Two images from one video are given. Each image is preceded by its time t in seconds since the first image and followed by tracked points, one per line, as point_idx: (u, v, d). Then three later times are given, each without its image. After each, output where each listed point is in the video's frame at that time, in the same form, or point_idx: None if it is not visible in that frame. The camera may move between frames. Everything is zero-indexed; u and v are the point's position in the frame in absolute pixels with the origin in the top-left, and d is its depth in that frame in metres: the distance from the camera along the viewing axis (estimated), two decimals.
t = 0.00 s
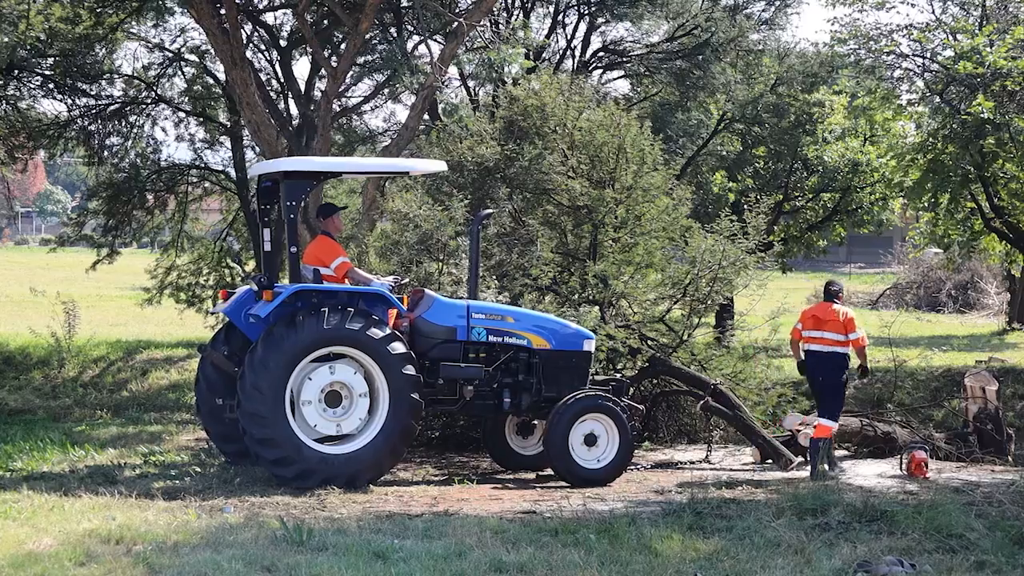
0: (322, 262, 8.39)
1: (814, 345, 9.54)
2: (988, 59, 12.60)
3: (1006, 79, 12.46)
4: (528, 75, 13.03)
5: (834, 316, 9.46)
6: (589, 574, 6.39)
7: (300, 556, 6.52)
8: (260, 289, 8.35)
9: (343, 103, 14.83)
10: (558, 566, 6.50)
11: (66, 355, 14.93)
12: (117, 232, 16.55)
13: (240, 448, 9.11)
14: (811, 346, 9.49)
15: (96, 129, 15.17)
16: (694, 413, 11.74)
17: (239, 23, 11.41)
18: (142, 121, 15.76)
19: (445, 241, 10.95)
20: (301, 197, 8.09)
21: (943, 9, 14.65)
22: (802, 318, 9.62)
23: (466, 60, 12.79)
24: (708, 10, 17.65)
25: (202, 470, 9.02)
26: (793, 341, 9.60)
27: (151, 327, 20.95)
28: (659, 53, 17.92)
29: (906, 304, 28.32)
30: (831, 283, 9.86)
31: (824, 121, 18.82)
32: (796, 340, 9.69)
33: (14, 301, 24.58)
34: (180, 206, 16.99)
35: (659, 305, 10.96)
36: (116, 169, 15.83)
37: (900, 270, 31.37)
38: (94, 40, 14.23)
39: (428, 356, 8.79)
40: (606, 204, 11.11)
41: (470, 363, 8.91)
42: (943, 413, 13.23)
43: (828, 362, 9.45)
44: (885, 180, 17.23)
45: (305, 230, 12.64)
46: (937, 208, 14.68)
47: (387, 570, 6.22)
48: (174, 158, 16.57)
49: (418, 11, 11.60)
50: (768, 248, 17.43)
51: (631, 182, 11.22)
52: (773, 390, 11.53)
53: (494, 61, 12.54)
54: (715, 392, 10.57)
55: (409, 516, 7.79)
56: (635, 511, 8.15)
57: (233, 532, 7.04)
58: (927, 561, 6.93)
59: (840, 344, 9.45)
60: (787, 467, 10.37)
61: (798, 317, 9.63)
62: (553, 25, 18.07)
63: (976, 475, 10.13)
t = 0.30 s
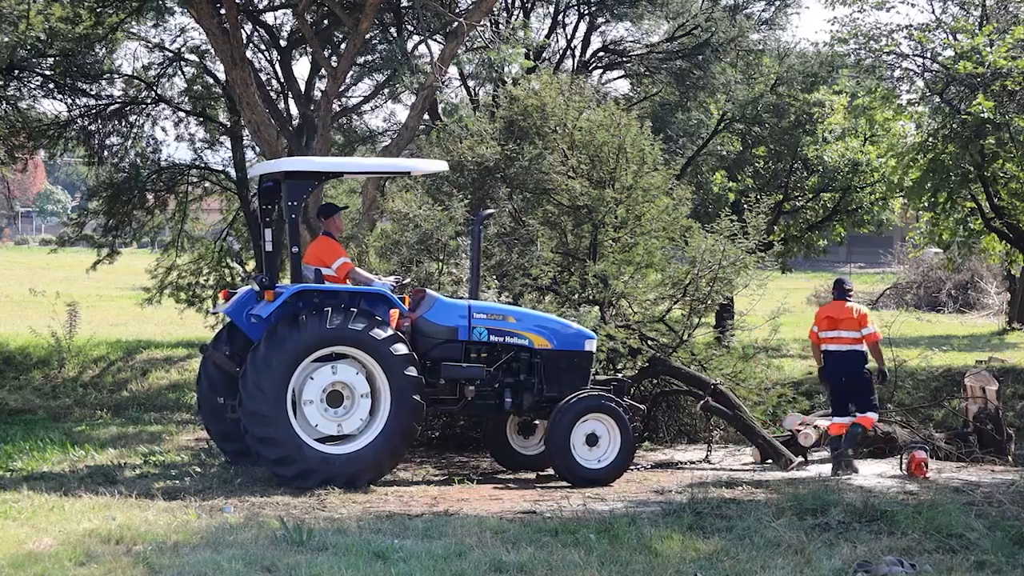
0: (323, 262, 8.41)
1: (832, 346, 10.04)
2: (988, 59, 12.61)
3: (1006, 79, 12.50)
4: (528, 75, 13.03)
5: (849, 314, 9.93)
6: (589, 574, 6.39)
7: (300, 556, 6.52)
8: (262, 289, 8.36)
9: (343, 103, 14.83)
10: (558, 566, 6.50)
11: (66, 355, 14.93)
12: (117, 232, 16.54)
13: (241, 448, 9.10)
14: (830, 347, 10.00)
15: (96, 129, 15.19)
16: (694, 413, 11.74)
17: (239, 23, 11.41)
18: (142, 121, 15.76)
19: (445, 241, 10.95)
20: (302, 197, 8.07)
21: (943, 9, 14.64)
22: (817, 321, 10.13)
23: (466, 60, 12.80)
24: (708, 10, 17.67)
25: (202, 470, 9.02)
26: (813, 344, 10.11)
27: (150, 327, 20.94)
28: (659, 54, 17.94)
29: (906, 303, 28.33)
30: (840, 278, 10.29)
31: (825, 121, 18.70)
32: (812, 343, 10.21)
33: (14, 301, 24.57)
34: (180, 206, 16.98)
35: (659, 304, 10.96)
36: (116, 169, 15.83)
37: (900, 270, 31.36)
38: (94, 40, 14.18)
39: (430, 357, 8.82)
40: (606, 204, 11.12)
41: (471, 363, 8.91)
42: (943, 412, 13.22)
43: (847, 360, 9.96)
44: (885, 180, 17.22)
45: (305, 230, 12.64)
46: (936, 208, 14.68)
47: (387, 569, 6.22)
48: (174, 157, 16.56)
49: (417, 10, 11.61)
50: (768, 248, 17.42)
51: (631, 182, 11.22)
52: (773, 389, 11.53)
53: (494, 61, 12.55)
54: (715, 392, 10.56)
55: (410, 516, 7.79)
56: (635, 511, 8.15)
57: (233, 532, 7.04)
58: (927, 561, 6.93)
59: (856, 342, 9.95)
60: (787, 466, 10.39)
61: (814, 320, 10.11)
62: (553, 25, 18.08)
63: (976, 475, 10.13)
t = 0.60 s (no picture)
0: (324, 262, 8.40)
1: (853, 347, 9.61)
2: (988, 59, 12.55)
3: (1005, 79, 12.53)
4: (527, 75, 13.02)
5: (877, 317, 9.55)
6: (588, 573, 6.39)
7: (299, 556, 6.53)
8: (263, 289, 8.35)
9: (343, 103, 14.83)
10: (557, 566, 6.51)
11: (65, 355, 14.93)
12: (116, 232, 16.53)
13: (241, 447, 9.08)
14: (856, 348, 9.56)
15: (95, 129, 15.28)
16: (693, 413, 11.73)
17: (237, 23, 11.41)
18: (142, 121, 15.78)
19: (444, 241, 10.95)
20: (303, 197, 8.07)
21: (942, 9, 14.63)
22: (839, 321, 9.62)
23: (465, 60, 12.82)
24: (706, 9, 17.68)
25: (201, 470, 9.02)
26: (833, 344, 9.62)
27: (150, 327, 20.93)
28: (659, 54, 18.07)
29: (905, 303, 28.34)
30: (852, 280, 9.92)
31: (823, 121, 18.42)
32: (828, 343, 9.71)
33: (13, 301, 24.56)
34: (180, 206, 16.98)
35: (658, 304, 10.99)
36: (115, 169, 15.83)
37: (900, 270, 31.37)
38: (93, 40, 14.15)
39: (430, 357, 8.81)
40: (605, 204, 11.12)
41: (471, 363, 8.92)
42: (942, 412, 13.22)
43: (874, 361, 9.55)
44: (885, 180, 17.21)
45: (305, 230, 12.64)
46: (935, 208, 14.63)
47: (386, 569, 6.23)
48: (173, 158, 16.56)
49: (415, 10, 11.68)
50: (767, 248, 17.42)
51: (629, 182, 11.23)
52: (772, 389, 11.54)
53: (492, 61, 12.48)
54: (713, 392, 10.52)
55: (408, 515, 7.80)
56: (634, 511, 8.16)
57: (232, 532, 7.04)
58: (926, 561, 6.94)
59: (883, 344, 9.56)
60: (786, 466, 10.41)
61: (837, 320, 9.60)
62: (552, 24, 18.07)
63: (975, 475, 10.15)
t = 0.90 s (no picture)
0: (321, 261, 8.41)
1: (882, 346, 9.73)
2: (988, 59, 12.57)
3: (1006, 79, 12.52)
4: (527, 75, 12.99)
5: (907, 317, 9.74)
6: (588, 573, 6.39)
7: (300, 556, 6.53)
8: (258, 288, 8.41)
9: (344, 103, 14.82)
10: (558, 566, 6.51)
11: (66, 355, 14.93)
12: (117, 232, 16.52)
13: (239, 449, 9.08)
14: (889, 346, 9.66)
15: (96, 129, 15.29)
16: (693, 413, 11.72)
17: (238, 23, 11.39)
18: (143, 120, 15.77)
19: (445, 241, 10.94)
20: (299, 197, 8.12)
21: (943, 9, 14.62)
22: (872, 320, 9.68)
23: (466, 60, 12.75)
24: (707, 10, 17.72)
25: (201, 470, 9.03)
26: (868, 343, 9.66)
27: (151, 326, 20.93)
28: (659, 53, 18.15)
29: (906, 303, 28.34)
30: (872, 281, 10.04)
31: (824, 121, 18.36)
32: (858, 341, 9.72)
33: (14, 300, 24.56)
34: (181, 206, 16.93)
35: (659, 304, 11.00)
36: (116, 169, 15.83)
37: (900, 270, 31.38)
38: (94, 40, 14.14)
39: (425, 357, 8.79)
40: (606, 203, 11.14)
41: (467, 363, 8.89)
42: (943, 412, 13.20)
43: (901, 361, 9.71)
44: (886, 180, 17.17)
45: (305, 230, 12.63)
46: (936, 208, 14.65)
47: (387, 570, 6.23)
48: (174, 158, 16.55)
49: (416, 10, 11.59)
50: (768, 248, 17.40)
51: (630, 182, 11.21)
52: (773, 388, 11.54)
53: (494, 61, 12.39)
54: (713, 392, 10.56)
55: (409, 515, 7.80)
56: (635, 511, 8.16)
57: (233, 531, 7.04)
58: (927, 561, 6.94)
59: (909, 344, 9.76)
60: (786, 467, 10.41)
61: (873, 319, 9.66)
62: (553, 24, 18.06)
63: (976, 475, 10.14)
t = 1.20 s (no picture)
0: (310, 261, 8.47)
1: (898, 348, 9.61)
2: (988, 59, 12.57)
3: (1006, 79, 12.51)
4: (527, 75, 12.97)
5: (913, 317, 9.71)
6: (588, 573, 6.39)
7: (300, 556, 6.53)
8: (248, 288, 8.37)
9: (344, 103, 14.80)
10: (558, 566, 6.50)
11: (65, 355, 14.93)
12: (117, 232, 16.51)
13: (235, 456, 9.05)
14: (903, 348, 9.57)
15: (96, 129, 15.31)
16: (693, 413, 11.71)
17: (238, 23, 11.38)
18: (143, 120, 15.77)
19: (445, 241, 10.94)
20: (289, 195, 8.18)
21: (943, 9, 14.61)
22: (887, 320, 9.56)
23: (466, 60, 12.76)
24: (707, 10, 17.73)
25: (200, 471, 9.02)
26: (884, 344, 9.52)
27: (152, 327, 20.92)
28: (659, 54, 18.09)
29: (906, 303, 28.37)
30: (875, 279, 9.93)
31: (824, 121, 18.50)
32: (877, 343, 9.56)
33: (14, 301, 24.56)
34: (180, 206, 16.92)
35: (659, 304, 11.02)
36: (116, 169, 15.83)
37: (900, 270, 31.40)
38: (94, 40, 14.14)
39: (416, 356, 8.81)
40: (606, 204, 11.03)
41: (457, 363, 8.94)
42: (943, 412, 13.18)
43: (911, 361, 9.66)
44: (886, 180, 17.12)
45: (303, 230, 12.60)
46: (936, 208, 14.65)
47: (387, 569, 6.23)
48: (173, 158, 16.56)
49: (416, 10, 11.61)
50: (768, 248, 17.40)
51: (630, 182, 11.17)
52: (772, 388, 11.54)
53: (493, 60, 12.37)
54: (713, 392, 10.60)
55: (409, 515, 7.80)
56: (635, 511, 8.16)
57: (233, 531, 7.04)
58: (927, 561, 6.93)
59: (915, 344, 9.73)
60: (787, 467, 10.40)
61: (889, 320, 9.54)
62: (553, 24, 18.06)
63: (976, 475, 10.14)
